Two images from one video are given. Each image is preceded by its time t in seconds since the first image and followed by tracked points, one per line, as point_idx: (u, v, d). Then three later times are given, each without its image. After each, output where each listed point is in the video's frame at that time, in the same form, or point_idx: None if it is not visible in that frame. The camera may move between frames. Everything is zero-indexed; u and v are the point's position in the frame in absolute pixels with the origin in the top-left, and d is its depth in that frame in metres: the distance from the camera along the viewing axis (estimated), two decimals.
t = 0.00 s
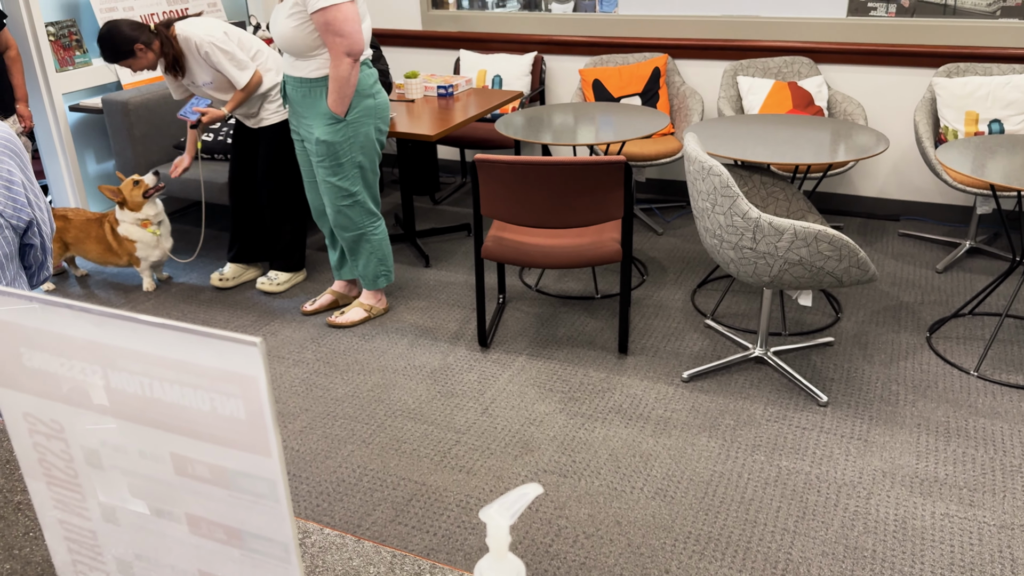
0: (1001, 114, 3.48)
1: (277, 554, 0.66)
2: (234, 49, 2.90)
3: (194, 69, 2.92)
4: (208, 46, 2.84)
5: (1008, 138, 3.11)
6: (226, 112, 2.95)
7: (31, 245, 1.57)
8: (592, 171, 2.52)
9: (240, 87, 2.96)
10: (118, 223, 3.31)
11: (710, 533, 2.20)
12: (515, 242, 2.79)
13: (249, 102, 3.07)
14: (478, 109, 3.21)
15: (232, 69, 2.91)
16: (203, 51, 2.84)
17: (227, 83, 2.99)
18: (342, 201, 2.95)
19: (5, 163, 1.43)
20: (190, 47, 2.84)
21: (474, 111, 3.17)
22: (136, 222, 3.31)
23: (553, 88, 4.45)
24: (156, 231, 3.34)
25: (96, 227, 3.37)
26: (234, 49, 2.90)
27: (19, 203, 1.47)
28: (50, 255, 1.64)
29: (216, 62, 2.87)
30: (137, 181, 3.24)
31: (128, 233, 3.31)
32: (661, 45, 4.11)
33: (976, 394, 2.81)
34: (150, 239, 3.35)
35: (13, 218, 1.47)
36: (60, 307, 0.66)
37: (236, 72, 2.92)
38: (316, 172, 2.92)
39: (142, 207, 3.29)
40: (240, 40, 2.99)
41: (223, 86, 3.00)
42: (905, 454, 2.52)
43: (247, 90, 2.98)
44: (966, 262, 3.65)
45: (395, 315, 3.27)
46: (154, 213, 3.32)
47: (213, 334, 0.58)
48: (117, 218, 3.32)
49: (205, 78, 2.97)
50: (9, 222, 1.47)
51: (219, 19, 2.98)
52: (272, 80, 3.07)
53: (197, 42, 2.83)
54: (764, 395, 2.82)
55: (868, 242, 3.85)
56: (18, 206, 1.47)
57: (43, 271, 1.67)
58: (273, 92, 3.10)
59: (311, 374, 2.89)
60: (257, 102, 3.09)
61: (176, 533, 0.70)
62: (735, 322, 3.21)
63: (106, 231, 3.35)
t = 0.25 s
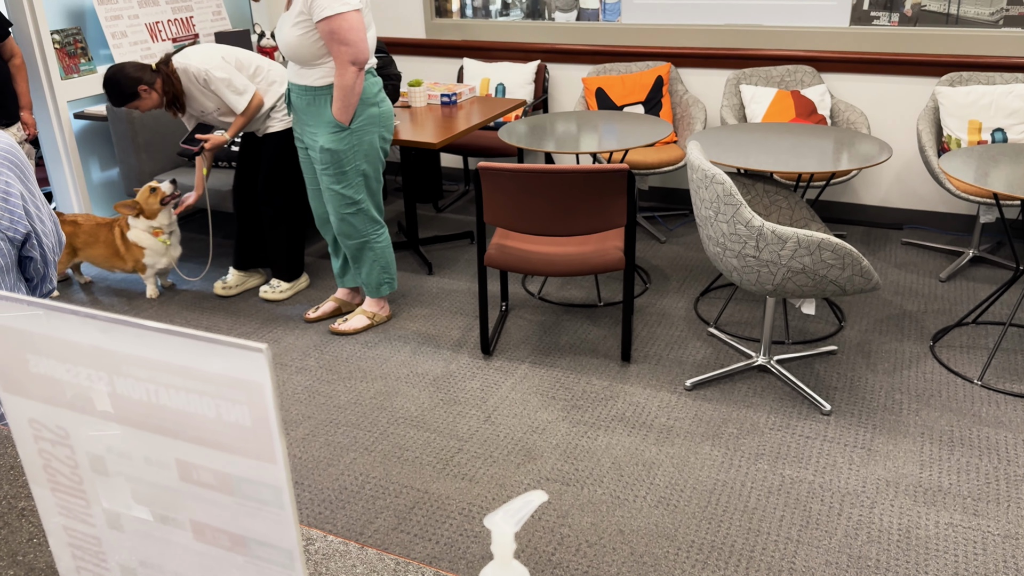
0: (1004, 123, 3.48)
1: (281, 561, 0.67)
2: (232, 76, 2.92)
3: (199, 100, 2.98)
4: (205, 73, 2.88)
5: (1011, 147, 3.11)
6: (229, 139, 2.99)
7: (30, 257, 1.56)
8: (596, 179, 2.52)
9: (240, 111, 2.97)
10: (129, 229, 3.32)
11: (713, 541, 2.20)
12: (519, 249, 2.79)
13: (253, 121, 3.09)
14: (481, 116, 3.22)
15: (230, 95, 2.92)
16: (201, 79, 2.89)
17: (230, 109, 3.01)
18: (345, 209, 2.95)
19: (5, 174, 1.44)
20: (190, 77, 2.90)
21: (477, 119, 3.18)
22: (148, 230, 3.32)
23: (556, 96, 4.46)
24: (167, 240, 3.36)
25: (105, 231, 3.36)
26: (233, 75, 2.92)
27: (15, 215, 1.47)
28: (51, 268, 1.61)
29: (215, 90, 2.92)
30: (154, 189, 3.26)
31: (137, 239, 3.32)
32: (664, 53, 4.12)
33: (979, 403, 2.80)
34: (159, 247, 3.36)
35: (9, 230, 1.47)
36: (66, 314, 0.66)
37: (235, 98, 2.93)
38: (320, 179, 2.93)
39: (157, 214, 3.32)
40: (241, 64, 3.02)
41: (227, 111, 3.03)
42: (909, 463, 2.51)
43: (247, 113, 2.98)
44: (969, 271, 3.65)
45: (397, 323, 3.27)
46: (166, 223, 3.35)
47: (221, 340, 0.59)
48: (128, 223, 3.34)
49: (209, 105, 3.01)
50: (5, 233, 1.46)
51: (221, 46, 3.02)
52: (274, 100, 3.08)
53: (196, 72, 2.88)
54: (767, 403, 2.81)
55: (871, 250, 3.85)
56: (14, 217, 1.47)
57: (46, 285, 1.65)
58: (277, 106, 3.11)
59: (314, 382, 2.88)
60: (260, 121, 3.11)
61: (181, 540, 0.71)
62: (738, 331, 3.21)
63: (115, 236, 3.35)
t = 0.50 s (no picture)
0: (1006, 131, 3.49)
1: (287, 565, 0.67)
2: (232, 85, 2.93)
3: (200, 110, 2.99)
4: (205, 83, 2.89)
5: (1013, 155, 3.12)
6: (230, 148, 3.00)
7: (36, 261, 1.57)
8: (599, 187, 2.53)
9: (241, 121, 2.97)
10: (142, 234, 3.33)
11: (716, 549, 2.19)
12: (521, 256, 2.79)
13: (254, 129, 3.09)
14: (484, 123, 3.22)
15: (230, 104, 2.92)
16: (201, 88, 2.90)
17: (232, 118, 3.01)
18: (348, 216, 2.96)
19: (13, 179, 1.45)
20: (191, 88, 2.91)
21: (480, 126, 3.19)
22: (161, 238, 3.33)
23: (558, 103, 4.47)
24: (178, 250, 3.36)
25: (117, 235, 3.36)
26: (233, 84, 2.92)
27: (24, 219, 1.49)
28: (58, 275, 1.62)
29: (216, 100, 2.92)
30: (176, 198, 3.27)
31: (149, 245, 3.32)
32: (666, 61, 4.13)
33: (982, 411, 2.79)
34: (169, 255, 3.36)
35: (18, 234, 1.49)
36: (76, 319, 0.67)
37: (236, 107, 2.93)
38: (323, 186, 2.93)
39: (174, 224, 3.32)
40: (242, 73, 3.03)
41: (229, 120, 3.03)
42: (912, 471, 2.51)
43: (248, 122, 2.99)
44: (972, 278, 3.65)
45: (400, 329, 3.27)
46: (180, 233, 3.35)
47: (230, 345, 0.59)
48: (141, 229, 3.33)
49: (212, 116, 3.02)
50: (15, 237, 1.48)
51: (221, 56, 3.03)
52: (274, 108, 3.09)
53: (197, 83, 2.89)
54: (770, 411, 2.81)
55: (873, 257, 3.84)
56: (22, 221, 1.48)
57: (50, 288, 1.65)
58: (278, 113, 3.12)
59: (316, 388, 2.88)
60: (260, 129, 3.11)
61: (186, 545, 0.72)
62: (740, 338, 3.21)
63: (127, 241, 3.34)
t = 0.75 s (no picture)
0: (1015, 135, 3.45)
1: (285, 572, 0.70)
2: (230, 83, 2.90)
3: (198, 108, 2.97)
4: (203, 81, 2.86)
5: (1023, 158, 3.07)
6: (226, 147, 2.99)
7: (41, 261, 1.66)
8: (603, 190, 2.49)
9: (239, 120, 2.94)
10: (144, 236, 3.30)
11: (720, 558, 2.15)
12: (523, 260, 2.76)
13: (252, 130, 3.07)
14: (486, 126, 3.19)
15: (228, 103, 2.90)
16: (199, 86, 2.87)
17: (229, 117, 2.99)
18: (348, 219, 2.93)
19: (19, 177, 1.56)
20: (189, 85, 2.88)
21: (482, 129, 3.16)
22: (163, 240, 3.30)
23: (561, 107, 4.44)
24: (181, 250, 3.33)
25: (119, 237, 3.34)
26: (232, 83, 2.90)
27: (31, 218, 1.58)
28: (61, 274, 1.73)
29: (215, 98, 2.89)
30: (172, 199, 3.24)
31: (152, 245, 3.29)
32: (671, 63, 4.10)
33: (992, 419, 2.75)
34: (173, 256, 3.34)
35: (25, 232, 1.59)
36: (74, 324, 0.69)
37: (234, 107, 2.91)
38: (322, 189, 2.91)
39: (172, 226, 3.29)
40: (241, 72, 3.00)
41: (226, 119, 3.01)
42: (920, 480, 2.46)
43: (246, 122, 2.97)
44: (981, 284, 3.60)
45: (400, 334, 3.24)
46: (182, 234, 3.31)
47: (231, 352, 0.61)
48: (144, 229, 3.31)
49: (209, 113, 2.99)
50: (21, 235, 1.57)
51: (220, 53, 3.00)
52: (273, 109, 3.07)
53: (195, 80, 2.86)
54: (776, 418, 2.76)
55: (880, 263, 3.80)
56: (29, 219, 1.58)
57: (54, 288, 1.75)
58: (278, 115, 3.09)
59: (316, 394, 2.85)
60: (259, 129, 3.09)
61: (185, 552, 0.75)
62: (745, 344, 3.16)
63: (131, 242, 3.32)
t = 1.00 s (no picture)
0: None
1: None
2: (235, 79, 2.87)
3: (199, 102, 2.92)
4: (206, 76, 2.82)
5: None
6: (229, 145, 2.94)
7: (45, 260, 1.70)
8: (611, 192, 2.45)
9: (240, 118, 2.91)
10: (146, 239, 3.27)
11: (731, 567, 2.10)
12: (530, 263, 2.72)
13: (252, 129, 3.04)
14: (491, 128, 3.15)
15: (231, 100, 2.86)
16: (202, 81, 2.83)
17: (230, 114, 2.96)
18: (354, 221, 2.90)
19: (22, 177, 1.57)
20: (192, 78, 2.83)
21: (488, 130, 3.12)
22: (166, 242, 3.27)
23: (569, 108, 4.40)
24: (184, 253, 3.30)
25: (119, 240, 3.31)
26: (236, 80, 2.87)
27: (34, 218, 1.61)
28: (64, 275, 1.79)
29: (217, 93, 2.86)
30: (175, 200, 3.21)
31: (154, 249, 3.27)
32: (680, 63, 4.06)
33: (1007, 425, 2.69)
34: (176, 259, 3.31)
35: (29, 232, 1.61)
36: (77, 328, 0.71)
37: (236, 104, 2.88)
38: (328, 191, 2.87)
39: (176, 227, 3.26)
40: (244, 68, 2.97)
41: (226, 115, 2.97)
42: (934, 487, 2.41)
43: (248, 120, 2.93)
44: (995, 288, 3.54)
45: (405, 338, 3.20)
46: (185, 236, 3.28)
47: (238, 355, 0.62)
48: (146, 233, 3.29)
49: (210, 109, 2.95)
50: (24, 235, 1.60)
51: (224, 48, 2.97)
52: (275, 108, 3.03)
53: (198, 74, 2.82)
54: (787, 424, 2.71)
55: (893, 266, 3.74)
56: (33, 220, 1.60)
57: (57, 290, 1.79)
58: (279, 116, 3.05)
59: (319, 399, 2.81)
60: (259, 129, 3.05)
61: (189, 560, 0.76)
62: (755, 348, 3.11)
63: (132, 246, 3.30)
